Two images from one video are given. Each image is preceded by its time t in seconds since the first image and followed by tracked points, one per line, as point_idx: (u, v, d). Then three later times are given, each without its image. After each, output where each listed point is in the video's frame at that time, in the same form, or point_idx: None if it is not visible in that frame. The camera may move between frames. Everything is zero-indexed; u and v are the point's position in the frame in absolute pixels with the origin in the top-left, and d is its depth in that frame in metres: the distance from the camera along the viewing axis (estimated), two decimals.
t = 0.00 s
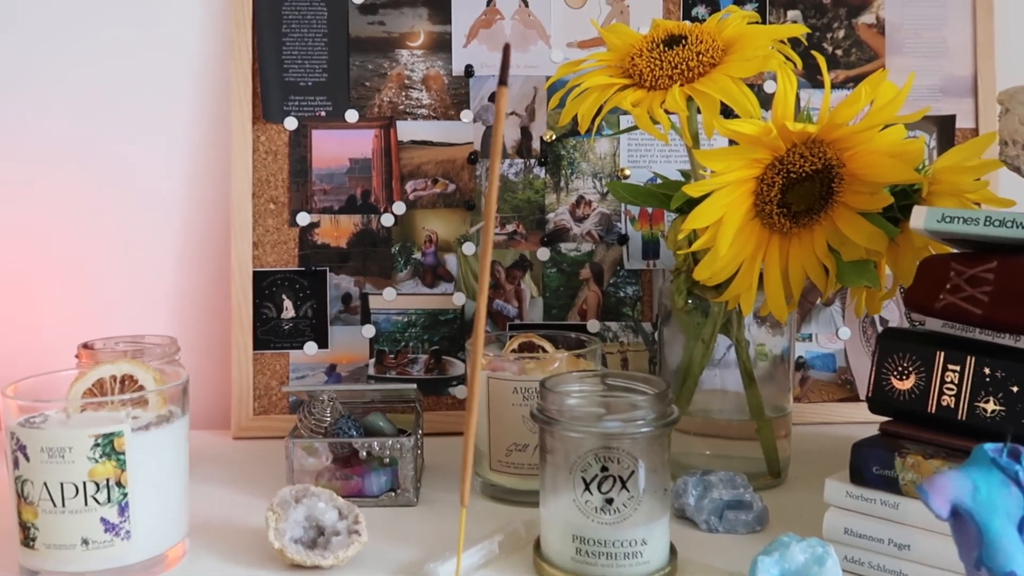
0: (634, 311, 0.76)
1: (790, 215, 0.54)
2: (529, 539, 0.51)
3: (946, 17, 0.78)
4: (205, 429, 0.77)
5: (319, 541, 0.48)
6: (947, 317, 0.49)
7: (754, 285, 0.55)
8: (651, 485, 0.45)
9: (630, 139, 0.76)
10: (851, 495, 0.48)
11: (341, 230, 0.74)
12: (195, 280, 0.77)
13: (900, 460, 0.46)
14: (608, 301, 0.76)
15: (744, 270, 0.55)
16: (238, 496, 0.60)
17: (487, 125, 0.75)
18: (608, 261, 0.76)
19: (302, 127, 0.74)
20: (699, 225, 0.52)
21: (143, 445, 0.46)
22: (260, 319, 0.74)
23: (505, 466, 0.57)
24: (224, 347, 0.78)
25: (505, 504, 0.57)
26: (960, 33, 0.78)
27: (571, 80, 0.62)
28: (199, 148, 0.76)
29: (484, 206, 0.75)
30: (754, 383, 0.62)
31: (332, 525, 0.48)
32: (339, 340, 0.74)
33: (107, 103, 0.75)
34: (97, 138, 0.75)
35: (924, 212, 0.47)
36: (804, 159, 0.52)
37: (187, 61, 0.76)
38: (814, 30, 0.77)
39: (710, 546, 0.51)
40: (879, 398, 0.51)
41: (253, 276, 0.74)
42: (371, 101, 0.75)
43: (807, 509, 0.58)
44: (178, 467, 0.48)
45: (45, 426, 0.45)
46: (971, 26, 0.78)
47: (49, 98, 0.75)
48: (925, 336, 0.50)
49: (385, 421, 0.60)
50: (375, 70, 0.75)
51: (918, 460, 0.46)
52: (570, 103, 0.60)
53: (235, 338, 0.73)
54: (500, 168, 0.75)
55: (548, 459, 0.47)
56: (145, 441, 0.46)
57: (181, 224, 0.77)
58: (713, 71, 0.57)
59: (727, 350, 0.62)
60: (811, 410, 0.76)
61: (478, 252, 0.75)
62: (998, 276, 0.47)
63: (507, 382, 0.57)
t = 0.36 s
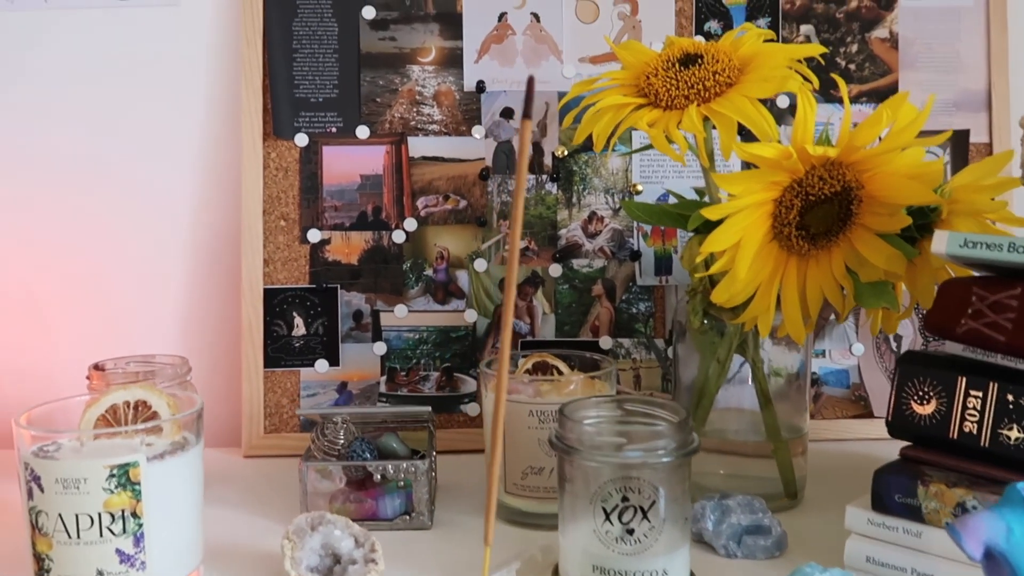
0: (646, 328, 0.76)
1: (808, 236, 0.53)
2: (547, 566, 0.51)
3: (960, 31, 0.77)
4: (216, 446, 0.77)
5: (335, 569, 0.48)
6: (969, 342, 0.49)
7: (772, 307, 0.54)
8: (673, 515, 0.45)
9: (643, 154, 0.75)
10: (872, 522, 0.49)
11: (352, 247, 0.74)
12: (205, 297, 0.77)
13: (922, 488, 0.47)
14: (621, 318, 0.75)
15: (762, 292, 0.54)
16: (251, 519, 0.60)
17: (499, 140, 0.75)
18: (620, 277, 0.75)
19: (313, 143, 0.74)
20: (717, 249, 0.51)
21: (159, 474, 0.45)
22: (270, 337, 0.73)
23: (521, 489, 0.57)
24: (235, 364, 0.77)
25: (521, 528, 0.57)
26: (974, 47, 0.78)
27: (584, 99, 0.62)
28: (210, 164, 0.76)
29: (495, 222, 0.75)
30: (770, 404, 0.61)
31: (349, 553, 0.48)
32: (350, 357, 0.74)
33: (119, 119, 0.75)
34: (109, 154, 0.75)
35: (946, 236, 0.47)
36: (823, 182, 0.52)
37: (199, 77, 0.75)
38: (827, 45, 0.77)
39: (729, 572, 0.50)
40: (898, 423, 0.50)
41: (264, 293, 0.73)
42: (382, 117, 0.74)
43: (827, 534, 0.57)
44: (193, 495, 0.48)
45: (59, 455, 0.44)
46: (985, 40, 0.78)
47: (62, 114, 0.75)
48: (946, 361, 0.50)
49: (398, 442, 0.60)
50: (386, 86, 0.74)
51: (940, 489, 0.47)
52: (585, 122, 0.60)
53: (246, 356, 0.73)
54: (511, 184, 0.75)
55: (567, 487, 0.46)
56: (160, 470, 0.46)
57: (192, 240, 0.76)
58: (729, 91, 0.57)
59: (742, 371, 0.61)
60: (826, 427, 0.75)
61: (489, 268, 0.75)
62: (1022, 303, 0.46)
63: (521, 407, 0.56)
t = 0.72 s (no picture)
0: (654, 345, 0.75)
1: (820, 261, 0.53)
2: None
3: (972, 44, 0.77)
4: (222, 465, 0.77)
5: None
6: (985, 372, 0.48)
7: (783, 332, 0.54)
8: (685, 550, 0.45)
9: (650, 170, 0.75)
10: (887, 555, 0.48)
11: (357, 264, 0.73)
12: (209, 315, 0.76)
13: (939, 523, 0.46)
14: (628, 335, 0.75)
15: (773, 318, 0.54)
16: (256, 544, 0.59)
17: (505, 157, 0.74)
18: (627, 295, 0.75)
19: (317, 160, 0.73)
20: (728, 276, 0.51)
21: (163, 509, 0.45)
22: (275, 355, 0.73)
23: (529, 515, 0.56)
24: (240, 382, 0.77)
25: (529, 555, 0.56)
26: (985, 61, 0.77)
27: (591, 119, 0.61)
28: (214, 179, 0.75)
29: (501, 239, 0.74)
30: (780, 426, 0.61)
31: None
32: (356, 376, 0.73)
33: (122, 135, 0.75)
34: (113, 170, 0.75)
35: (964, 263, 0.48)
36: (835, 208, 0.51)
37: (203, 92, 0.75)
38: (836, 59, 0.76)
39: None
40: (913, 451, 0.50)
41: (269, 312, 0.73)
42: (387, 133, 0.74)
43: (837, 561, 0.57)
44: (198, 525, 0.48)
45: (62, 490, 0.44)
46: (996, 53, 0.77)
47: (66, 130, 0.75)
48: (960, 390, 0.50)
49: (404, 467, 0.59)
50: (391, 102, 0.74)
51: (957, 523, 0.46)
52: (593, 142, 0.59)
53: (250, 376, 0.72)
54: (518, 201, 0.74)
55: (577, 519, 0.46)
56: (164, 505, 0.45)
57: (196, 257, 0.76)
58: (740, 112, 0.56)
59: (752, 395, 0.61)
60: (835, 446, 0.75)
61: (495, 286, 0.74)
62: None
63: (530, 432, 0.55)
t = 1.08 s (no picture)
0: (656, 359, 0.74)
1: (825, 282, 0.52)
2: None
3: (977, 55, 0.76)
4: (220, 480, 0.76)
5: None
6: (991, 398, 0.49)
7: (788, 354, 0.53)
8: None
9: (653, 182, 0.74)
10: None
11: (356, 278, 0.73)
12: (207, 327, 0.75)
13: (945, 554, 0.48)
14: (630, 349, 0.74)
15: (776, 339, 0.53)
16: (255, 566, 0.59)
17: (506, 169, 0.73)
18: (630, 308, 0.74)
19: (316, 173, 0.72)
20: (732, 298, 0.50)
21: (158, 538, 0.47)
22: (274, 370, 0.72)
23: (531, 538, 0.55)
24: (238, 395, 0.76)
25: None
26: (991, 72, 0.76)
27: (592, 135, 0.60)
28: (212, 192, 0.75)
29: (502, 252, 0.73)
30: (784, 446, 0.60)
31: None
32: (356, 391, 0.73)
33: (119, 145, 0.74)
34: (110, 182, 0.74)
35: (971, 289, 0.48)
36: (841, 230, 0.50)
37: (200, 103, 0.74)
38: (841, 70, 0.75)
39: None
40: (919, 476, 0.51)
41: (267, 327, 0.72)
42: (387, 146, 0.73)
43: None
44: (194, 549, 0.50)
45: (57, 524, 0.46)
46: (1002, 64, 0.76)
47: (62, 141, 0.74)
48: (966, 415, 0.50)
49: (404, 486, 0.59)
50: (391, 114, 0.73)
51: (964, 553, 0.48)
52: (594, 159, 0.58)
53: (248, 391, 0.72)
54: (519, 214, 0.74)
55: (581, 549, 0.46)
56: (160, 533, 0.47)
57: (194, 270, 0.75)
58: (744, 130, 0.55)
59: (755, 416, 0.60)
60: (839, 461, 0.74)
61: (496, 299, 0.73)
62: None
63: (531, 454, 0.55)
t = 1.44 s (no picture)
0: (658, 371, 0.73)
1: (830, 296, 0.51)
2: None
3: (980, 64, 0.75)
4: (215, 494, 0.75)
5: None
6: (998, 414, 0.49)
7: (792, 369, 0.52)
8: None
9: (655, 192, 0.73)
10: None
11: (355, 289, 0.72)
12: (202, 339, 0.74)
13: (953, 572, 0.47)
14: (632, 360, 0.73)
15: (781, 354, 0.52)
16: None
17: (507, 178, 0.73)
18: (631, 319, 0.73)
19: (314, 182, 0.71)
20: (736, 312, 0.49)
21: (150, 560, 0.46)
22: (270, 382, 0.71)
23: (533, 555, 0.54)
24: (234, 408, 0.75)
25: None
26: (994, 82, 0.75)
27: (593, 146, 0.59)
28: (207, 200, 0.74)
29: (502, 262, 0.72)
30: (788, 461, 0.59)
31: None
32: (354, 404, 0.72)
33: (113, 154, 0.73)
34: (105, 190, 0.73)
35: (980, 304, 0.48)
36: (847, 242, 0.49)
37: (196, 111, 0.73)
38: (843, 79, 0.74)
39: None
40: (925, 492, 0.50)
41: (264, 338, 0.71)
42: (386, 155, 0.72)
43: None
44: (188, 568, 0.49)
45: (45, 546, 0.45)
46: (1005, 74, 0.75)
47: (55, 149, 0.72)
48: (973, 430, 0.49)
49: (403, 501, 0.58)
50: (389, 122, 0.72)
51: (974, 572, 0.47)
52: (596, 170, 0.57)
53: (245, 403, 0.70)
54: (520, 224, 0.73)
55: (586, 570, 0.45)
56: (153, 554, 0.46)
57: (190, 280, 0.74)
58: (748, 140, 0.54)
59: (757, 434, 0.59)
60: (843, 474, 0.73)
61: (496, 310, 0.72)
62: None
63: (533, 470, 0.54)
